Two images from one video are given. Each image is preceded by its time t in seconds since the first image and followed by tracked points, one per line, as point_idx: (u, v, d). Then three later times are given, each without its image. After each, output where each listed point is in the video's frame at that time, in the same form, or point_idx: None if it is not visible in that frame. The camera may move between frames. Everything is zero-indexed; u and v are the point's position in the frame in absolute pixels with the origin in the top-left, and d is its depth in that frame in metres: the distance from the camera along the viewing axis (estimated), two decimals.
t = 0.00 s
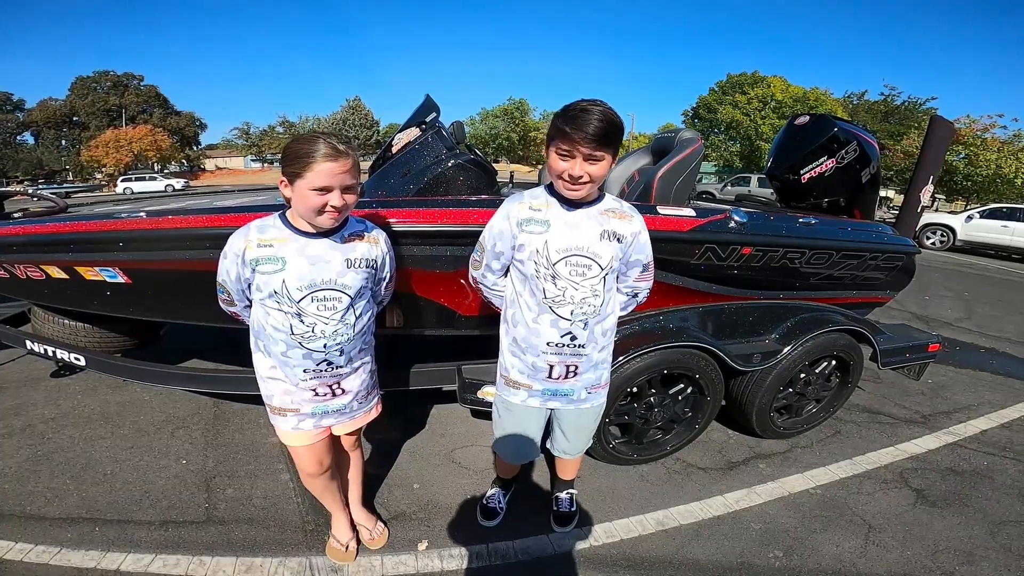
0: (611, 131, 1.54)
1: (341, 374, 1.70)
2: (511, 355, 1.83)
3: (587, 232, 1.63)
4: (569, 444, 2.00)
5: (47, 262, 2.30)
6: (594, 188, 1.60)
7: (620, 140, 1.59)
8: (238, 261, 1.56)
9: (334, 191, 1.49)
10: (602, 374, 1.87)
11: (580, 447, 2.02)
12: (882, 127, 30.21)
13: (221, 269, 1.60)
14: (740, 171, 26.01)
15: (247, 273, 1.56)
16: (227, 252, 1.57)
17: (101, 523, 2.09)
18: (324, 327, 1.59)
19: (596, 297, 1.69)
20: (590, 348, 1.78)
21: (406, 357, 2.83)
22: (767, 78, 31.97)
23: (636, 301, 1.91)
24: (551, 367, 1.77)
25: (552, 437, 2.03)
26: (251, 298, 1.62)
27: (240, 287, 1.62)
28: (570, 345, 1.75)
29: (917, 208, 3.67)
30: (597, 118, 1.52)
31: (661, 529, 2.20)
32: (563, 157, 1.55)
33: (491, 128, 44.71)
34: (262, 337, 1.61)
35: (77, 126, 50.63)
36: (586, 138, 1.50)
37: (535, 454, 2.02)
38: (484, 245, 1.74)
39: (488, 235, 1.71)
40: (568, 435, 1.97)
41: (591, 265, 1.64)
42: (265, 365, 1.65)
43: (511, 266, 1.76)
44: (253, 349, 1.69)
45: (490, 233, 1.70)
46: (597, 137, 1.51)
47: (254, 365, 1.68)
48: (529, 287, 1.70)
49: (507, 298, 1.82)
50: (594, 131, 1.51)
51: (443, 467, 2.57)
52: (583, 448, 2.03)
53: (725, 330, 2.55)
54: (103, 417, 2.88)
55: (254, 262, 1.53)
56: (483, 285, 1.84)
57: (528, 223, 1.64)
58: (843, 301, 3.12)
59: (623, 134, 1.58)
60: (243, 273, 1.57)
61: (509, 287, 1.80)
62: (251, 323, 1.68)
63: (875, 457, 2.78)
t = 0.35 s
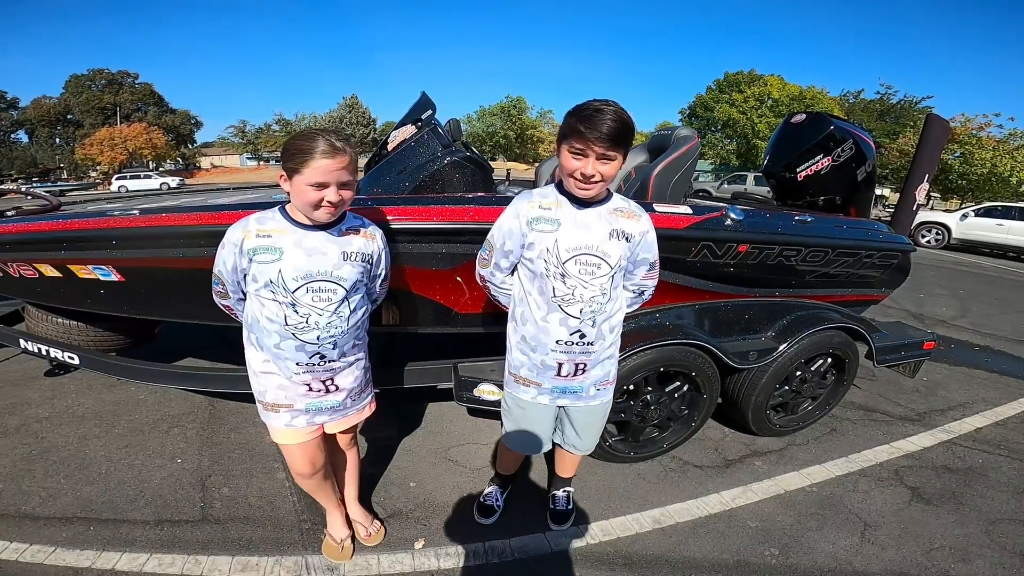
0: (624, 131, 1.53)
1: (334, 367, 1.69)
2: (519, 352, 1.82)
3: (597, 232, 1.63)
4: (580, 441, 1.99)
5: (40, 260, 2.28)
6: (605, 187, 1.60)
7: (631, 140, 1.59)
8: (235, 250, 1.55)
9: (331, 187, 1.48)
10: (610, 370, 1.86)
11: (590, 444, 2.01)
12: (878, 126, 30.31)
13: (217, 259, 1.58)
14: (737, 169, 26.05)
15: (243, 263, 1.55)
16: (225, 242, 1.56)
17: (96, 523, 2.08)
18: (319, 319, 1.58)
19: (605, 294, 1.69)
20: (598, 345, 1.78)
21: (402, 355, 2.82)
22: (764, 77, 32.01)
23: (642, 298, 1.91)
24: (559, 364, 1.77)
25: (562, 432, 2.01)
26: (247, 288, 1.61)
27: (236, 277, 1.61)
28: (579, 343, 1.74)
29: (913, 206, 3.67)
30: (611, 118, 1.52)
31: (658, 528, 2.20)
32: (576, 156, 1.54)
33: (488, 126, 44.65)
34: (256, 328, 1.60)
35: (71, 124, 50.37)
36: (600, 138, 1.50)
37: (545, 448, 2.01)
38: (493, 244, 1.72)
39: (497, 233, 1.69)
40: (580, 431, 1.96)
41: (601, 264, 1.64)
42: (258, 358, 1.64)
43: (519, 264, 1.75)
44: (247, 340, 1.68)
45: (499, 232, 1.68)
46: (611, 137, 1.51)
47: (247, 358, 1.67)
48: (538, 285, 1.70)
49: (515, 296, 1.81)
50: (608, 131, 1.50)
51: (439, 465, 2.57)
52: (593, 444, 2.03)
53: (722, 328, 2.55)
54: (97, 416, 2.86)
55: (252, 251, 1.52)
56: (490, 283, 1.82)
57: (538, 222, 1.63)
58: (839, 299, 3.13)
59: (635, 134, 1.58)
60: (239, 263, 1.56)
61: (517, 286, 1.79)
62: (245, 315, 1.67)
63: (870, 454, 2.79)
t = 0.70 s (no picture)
0: (638, 137, 1.54)
1: (335, 365, 1.69)
2: (530, 352, 1.81)
3: (608, 234, 1.63)
4: (583, 440, 1.99)
5: (41, 258, 2.28)
6: (616, 191, 1.60)
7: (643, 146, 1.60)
8: (242, 248, 1.54)
9: (343, 190, 1.49)
10: (618, 369, 1.87)
11: (592, 443, 2.01)
12: (880, 128, 30.28)
13: (224, 255, 1.58)
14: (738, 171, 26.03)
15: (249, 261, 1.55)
16: (232, 239, 1.55)
17: (94, 521, 2.08)
18: (323, 318, 1.59)
19: (616, 295, 1.70)
20: (608, 344, 1.78)
21: (402, 355, 2.83)
22: (766, 78, 32.00)
23: (650, 298, 1.91)
24: (570, 363, 1.77)
25: (565, 432, 2.01)
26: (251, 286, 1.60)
27: (240, 274, 1.60)
28: (589, 342, 1.74)
29: (914, 208, 3.67)
30: (625, 123, 1.52)
31: (657, 529, 2.20)
32: (589, 160, 1.54)
33: (489, 126, 44.66)
34: (259, 326, 1.60)
35: (73, 122, 50.44)
36: (614, 143, 1.50)
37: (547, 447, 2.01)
38: (504, 245, 1.71)
39: (508, 234, 1.68)
40: (582, 430, 1.96)
41: (612, 265, 1.64)
42: (260, 354, 1.64)
43: (529, 265, 1.74)
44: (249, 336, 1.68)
45: (510, 233, 1.67)
46: (626, 143, 1.51)
47: (248, 355, 1.67)
48: (549, 286, 1.70)
49: (525, 296, 1.81)
50: (622, 136, 1.50)
51: (439, 465, 2.57)
52: (596, 444, 2.03)
53: (722, 329, 2.55)
54: (97, 414, 2.86)
55: (260, 250, 1.52)
56: (500, 283, 1.82)
57: (549, 224, 1.62)
58: (840, 301, 3.12)
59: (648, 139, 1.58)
60: (245, 260, 1.55)
61: (528, 286, 1.78)
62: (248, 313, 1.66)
63: (870, 456, 2.79)
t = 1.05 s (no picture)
0: (639, 136, 1.55)
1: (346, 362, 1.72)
2: (531, 352, 1.80)
3: (610, 233, 1.63)
4: (583, 438, 1.98)
5: (40, 257, 2.28)
6: (618, 190, 1.60)
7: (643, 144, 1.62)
8: (262, 247, 1.51)
9: (368, 211, 1.50)
10: (618, 367, 1.87)
11: (592, 442, 2.00)
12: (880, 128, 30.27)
13: (235, 251, 1.51)
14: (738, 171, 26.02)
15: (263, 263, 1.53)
16: (248, 235, 1.51)
17: (93, 520, 2.08)
18: (339, 318, 1.61)
19: (617, 294, 1.70)
20: (609, 343, 1.78)
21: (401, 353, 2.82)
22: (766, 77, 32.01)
23: (649, 297, 1.90)
24: (571, 362, 1.76)
25: (564, 430, 2.00)
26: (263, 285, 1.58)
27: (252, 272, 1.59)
28: (591, 341, 1.74)
29: (914, 208, 3.67)
30: (625, 122, 1.52)
31: (656, 529, 2.20)
32: (592, 159, 1.55)
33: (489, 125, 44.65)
34: (273, 325, 1.59)
35: (73, 120, 50.42)
36: (616, 142, 1.51)
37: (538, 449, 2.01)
38: (504, 245, 1.70)
39: (509, 234, 1.67)
40: (582, 429, 1.95)
41: (613, 264, 1.64)
42: (271, 353, 1.63)
43: (530, 265, 1.74)
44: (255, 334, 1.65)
45: (511, 233, 1.66)
46: (626, 141, 1.52)
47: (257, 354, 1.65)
48: (550, 286, 1.69)
49: (526, 296, 1.80)
50: (623, 135, 1.51)
51: (438, 465, 2.56)
52: (597, 442, 2.02)
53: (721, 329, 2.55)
54: (96, 413, 2.86)
55: (281, 250, 1.52)
56: (501, 284, 1.81)
57: (550, 224, 1.62)
58: (840, 301, 3.12)
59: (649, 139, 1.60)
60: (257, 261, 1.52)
61: (528, 286, 1.78)
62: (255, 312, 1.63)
63: (869, 456, 2.79)
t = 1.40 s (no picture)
0: (624, 132, 1.55)
1: (354, 349, 1.71)
2: (524, 351, 1.80)
3: (600, 230, 1.63)
4: (584, 439, 1.98)
5: (45, 256, 2.29)
6: (605, 186, 1.60)
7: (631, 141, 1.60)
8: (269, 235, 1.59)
9: (372, 204, 1.50)
10: (614, 366, 1.87)
11: (591, 442, 2.00)
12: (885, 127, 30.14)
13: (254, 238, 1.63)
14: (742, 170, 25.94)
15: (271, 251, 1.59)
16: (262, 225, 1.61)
17: (98, 519, 2.09)
18: (337, 306, 1.61)
19: (609, 291, 1.69)
20: (602, 342, 1.78)
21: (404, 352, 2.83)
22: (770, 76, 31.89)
23: (642, 295, 1.91)
24: (564, 361, 1.76)
25: (563, 430, 2.00)
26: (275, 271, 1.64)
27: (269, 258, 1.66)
28: (583, 340, 1.74)
29: (919, 208, 3.65)
30: (608, 119, 1.53)
31: (659, 528, 2.20)
32: (575, 155, 1.55)
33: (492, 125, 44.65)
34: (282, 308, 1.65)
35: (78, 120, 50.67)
36: (598, 137, 1.51)
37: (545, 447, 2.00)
38: (496, 243, 1.70)
39: (500, 232, 1.67)
40: (580, 429, 1.95)
41: (604, 261, 1.64)
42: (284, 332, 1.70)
43: (522, 262, 1.74)
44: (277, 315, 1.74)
45: (503, 231, 1.67)
46: (610, 137, 1.52)
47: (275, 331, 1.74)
48: (543, 283, 1.69)
49: (519, 295, 1.80)
50: (607, 130, 1.52)
51: (441, 464, 2.57)
52: (597, 442, 2.02)
53: (725, 328, 2.54)
54: (102, 412, 2.88)
55: (280, 237, 1.56)
56: (494, 282, 1.81)
57: (542, 221, 1.62)
58: (844, 300, 3.11)
59: (637, 136, 1.60)
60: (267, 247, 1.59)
61: (521, 285, 1.77)
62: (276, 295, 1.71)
63: (873, 456, 2.78)
